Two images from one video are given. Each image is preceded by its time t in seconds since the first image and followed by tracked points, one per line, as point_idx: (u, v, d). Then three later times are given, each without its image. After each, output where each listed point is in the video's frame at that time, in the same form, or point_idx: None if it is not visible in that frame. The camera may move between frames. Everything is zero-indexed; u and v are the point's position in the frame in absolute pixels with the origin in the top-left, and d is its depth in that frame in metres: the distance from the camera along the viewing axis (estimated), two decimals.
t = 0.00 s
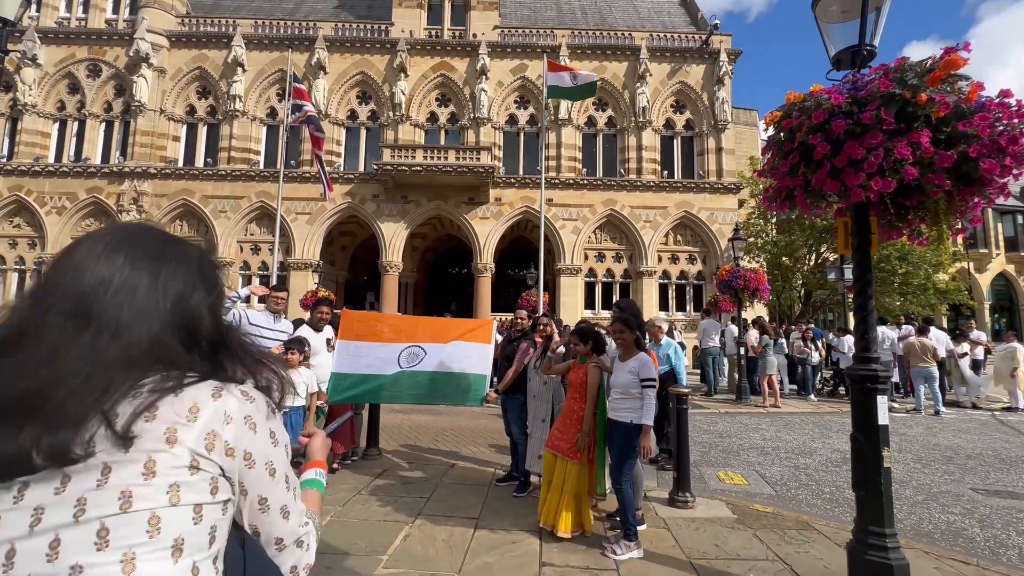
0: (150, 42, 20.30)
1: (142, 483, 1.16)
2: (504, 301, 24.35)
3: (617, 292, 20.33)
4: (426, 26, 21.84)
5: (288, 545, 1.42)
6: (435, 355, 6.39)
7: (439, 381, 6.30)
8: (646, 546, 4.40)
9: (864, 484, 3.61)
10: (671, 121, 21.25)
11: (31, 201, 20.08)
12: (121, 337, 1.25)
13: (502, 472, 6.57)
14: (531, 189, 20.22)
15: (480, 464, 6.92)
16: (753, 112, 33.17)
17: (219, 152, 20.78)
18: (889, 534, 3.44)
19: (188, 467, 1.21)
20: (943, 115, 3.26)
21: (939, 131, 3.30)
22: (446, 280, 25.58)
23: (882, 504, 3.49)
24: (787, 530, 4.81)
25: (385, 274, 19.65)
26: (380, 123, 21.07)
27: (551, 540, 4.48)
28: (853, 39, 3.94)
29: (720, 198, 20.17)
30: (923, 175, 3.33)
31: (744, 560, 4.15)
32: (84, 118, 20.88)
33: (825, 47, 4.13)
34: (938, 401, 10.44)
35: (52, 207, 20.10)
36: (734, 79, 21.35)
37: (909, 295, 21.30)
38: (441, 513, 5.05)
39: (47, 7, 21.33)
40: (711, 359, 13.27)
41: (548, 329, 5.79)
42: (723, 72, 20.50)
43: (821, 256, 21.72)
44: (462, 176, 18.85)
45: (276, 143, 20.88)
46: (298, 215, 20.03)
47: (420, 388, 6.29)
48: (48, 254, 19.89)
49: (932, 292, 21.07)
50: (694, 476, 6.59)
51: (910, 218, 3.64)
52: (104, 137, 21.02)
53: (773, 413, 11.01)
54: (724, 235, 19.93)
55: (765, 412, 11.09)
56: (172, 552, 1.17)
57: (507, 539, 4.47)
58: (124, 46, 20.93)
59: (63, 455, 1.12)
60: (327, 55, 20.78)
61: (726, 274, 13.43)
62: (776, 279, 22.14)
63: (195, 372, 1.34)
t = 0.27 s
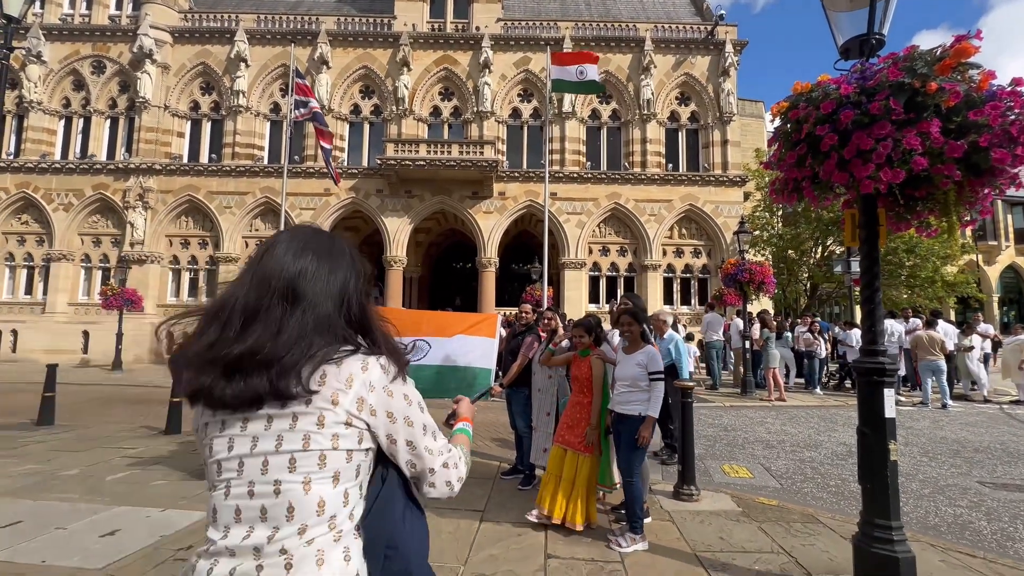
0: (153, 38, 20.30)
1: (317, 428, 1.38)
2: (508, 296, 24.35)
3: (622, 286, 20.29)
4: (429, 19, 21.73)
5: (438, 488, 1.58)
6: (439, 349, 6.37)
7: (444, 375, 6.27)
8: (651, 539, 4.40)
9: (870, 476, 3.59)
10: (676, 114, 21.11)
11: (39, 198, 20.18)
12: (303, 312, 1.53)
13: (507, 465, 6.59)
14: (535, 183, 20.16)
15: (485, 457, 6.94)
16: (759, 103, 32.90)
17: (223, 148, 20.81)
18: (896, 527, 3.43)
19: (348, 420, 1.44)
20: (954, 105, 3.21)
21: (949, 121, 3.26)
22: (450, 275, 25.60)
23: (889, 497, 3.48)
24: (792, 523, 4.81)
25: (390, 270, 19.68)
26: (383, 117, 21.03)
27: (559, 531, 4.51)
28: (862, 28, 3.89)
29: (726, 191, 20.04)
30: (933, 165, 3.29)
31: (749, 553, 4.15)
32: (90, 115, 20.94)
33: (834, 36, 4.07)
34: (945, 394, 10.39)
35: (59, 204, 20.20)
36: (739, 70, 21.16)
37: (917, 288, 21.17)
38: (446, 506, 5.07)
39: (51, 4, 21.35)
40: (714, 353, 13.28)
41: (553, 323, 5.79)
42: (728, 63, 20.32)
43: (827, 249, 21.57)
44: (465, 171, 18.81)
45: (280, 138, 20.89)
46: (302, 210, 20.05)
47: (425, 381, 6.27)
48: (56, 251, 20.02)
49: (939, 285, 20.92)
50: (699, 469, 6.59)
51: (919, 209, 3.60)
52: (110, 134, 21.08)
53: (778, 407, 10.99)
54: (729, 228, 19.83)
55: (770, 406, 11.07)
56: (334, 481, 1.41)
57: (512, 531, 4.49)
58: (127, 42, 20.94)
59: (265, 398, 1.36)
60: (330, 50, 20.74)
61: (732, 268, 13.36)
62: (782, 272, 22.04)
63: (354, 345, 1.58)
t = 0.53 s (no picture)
0: (160, 36, 20.34)
1: (432, 399, 1.85)
2: (514, 291, 24.35)
3: (628, 281, 20.23)
4: (433, 13, 21.65)
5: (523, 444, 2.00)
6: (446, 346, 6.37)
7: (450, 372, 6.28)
8: (659, 533, 4.39)
9: (880, 471, 3.56)
10: (683, 107, 20.95)
11: (49, 196, 20.34)
12: (428, 306, 1.87)
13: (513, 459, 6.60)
14: (540, 178, 20.08)
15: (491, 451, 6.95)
16: (767, 95, 32.60)
17: (230, 145, 20.87)
18: (906, 522, 3.39)
19: (453, 392, 1.90)
20: (968, 95, 3.15)
21: (963, 111, 3.19)
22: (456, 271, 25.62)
23: (899, 492, 3.45)
24: (800, 518, 4.78)
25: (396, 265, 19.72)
26: (388, 113, 21.01)
27: (567, 523, 4.54)
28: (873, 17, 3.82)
29: (733, 184, 19.88)
30: (946, 156, 3.23)
31: (757, 548, 4.13)
32: (98, 113, 21.05)
33: (845, 26, 3.99)
34: (956, 389, 10.28)
35: (70, 201, 20.35)
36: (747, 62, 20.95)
37: (928, 282, 20.97)
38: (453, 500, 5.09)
39: (59, 3, 21.42)
40: (721, 348, 13.24)
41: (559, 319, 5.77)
42: (736, 55, 20.12)
43: (836, 242, 21.40)
44: (471, 166, 18.77)
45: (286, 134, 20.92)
46: (308, 206, 20.10)
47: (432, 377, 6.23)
48: (67, 248, 20.19)
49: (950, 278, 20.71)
50: (706, 464, 6.57)
51: (931, 202, 3.55)
52: (118, 132, 21.20)
53: (785, 401, 10.92)
54: (737, 222, 19.69)
55: (777, 400, 11.02)
56: (445, 435, 1.88)
57: (519, 525, 4.49)
58: (134, 40, 21.01)
59: (400, 374, 1.81)
60: (335, 46, 20.71)
61: (739, 262, 13.27)
62: (790, 266, 21.90)
63: (462, 333, 1.98)
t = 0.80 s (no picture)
0: (170, 35, 20.48)
1: (504, 369, 2.16)
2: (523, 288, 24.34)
3: (637, 277, 20.13)
4: (441, 10, 21.60)
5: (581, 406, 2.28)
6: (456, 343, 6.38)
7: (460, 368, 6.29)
8: (669, 529, 4.38)
9: (893, 468, 3.51)
10: (692, 101, 20.77)
11: (65, 195, 20.59)
12: (500, 289, 2.20)
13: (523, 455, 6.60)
14: (548, 173, 20.01)
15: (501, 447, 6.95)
16: (779, 88, 32.26)
17: (240, 143, 20.99)
18: (920, 520, 3.34)
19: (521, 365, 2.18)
20: (986, 84, 3.08)
21: (981, 101, 3.12)
22: (465, 267, 25.64)
23: (913, 489, 3.39)
24: (811, 514, 4.74)
25: (405, 262, 19.78)
26: (396, 110, 21.03)
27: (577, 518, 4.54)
28: (888, 6, 3.74)
29: (744, 179, 19.69)
30: (963, 148, 3.16)
31: (767, 544, 4.10)
32: (111, 113, 21.25)
33: (859, 15, 3.91)
34: (972, 385, 10.12)
35: (85, 200, 20.59)
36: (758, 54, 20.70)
37: (943, 276, 20.67)
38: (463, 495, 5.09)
39: (72, 4, 21.62)
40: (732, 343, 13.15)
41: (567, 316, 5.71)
42: (746, 47, 19.88)
43: (849, 237, 21.15)
44: (479, 162, 18.74)
45: (295, 132, 21.00)
46: (318, 204, 20.19)
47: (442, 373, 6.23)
48: (82, 246, 20.45)
49: (966, 272, 20.37)
50: (716, 460, 6.54)
51: (947, 194, 3.48)
52: (131, 132, 21.40)
53: (797, 398, 10.84)
54: (748, 217, 19.51)
55: (788, 397, 10.93)
56: (516, 399, 2.19)
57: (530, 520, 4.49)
58: (145, 40, 21.17)
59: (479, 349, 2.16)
60: (343, 43, 20.75)
61: (750, 257, 13.15)
62: (802, 261, 21.69)
63: (534, 313, 2.25)
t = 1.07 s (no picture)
0: (186, 37, 20.69)
1: (585, 365, 2.48)
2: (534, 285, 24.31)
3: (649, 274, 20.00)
4: (451, 7, 21.57)
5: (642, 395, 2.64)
6: (468, 340, 6.38)
7: (472, 365, 6.30)
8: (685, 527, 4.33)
9: (913, 468, 3.43)
10: (705, 96, 20.55)
11: (85, 195, 20.93)
12: (575, 297, 2.49)
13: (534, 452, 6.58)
14: (559, 170, 19.92)
15: (512, 444, 6.94)
16: (794, 82, 31.81)
17: (254, 143, 21.17)
18: (941, 520, 3.27)
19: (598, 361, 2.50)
20: (1012, 74, 2.98)
21: (1006, 92, 3.03)
22: (476, 265, 25.67)
23: (933, 490, 3.31)
24: (827, 514, 4.67)
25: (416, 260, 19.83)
26: (407, 108, 21.07)
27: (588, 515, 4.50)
28: None
29: (758, 174, 19.44)
30: (988, 140, 3.07)
31: (782, 544, 4.04)
32: (129, 114, 21.54)
33: (878, 5, 3.82)
34: (994, 384, 9.90)
35: (104, 200, 20.91)
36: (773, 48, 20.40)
37: (964, 273, 20.24)
38: (475, 491, 5.09)
39: (91, 8, 21.91)
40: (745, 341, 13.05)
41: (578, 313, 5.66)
42: (761, 41, 19.60)
43: (867, 233, 20.81)
44: (489, 160, 18.72)
45: (308, 131, 21.12)
46: (330, 202, 20.31)
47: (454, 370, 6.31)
48: (102, 245, 20.77)
49: (988, 268, 19.93)
50: (729, 459, 6.47)
51: (970, 188, 3.39)
52: (148, 132, 21.67)
53: (812, 396, 10.70)
54: (762, 213, 19.27)
55: (804, 395, 10.79)
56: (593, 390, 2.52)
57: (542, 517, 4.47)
58: (162, 42, 21.41)
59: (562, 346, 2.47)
60: (354, 42, 20.82)
61: (764, 254, 13.00)
62: (817, 258, 21.38)
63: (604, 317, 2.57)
